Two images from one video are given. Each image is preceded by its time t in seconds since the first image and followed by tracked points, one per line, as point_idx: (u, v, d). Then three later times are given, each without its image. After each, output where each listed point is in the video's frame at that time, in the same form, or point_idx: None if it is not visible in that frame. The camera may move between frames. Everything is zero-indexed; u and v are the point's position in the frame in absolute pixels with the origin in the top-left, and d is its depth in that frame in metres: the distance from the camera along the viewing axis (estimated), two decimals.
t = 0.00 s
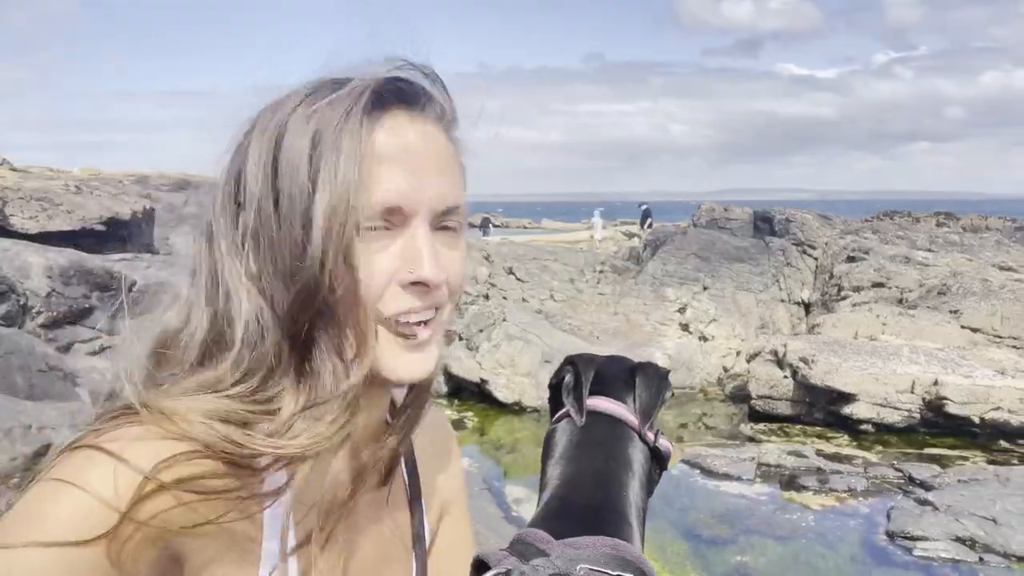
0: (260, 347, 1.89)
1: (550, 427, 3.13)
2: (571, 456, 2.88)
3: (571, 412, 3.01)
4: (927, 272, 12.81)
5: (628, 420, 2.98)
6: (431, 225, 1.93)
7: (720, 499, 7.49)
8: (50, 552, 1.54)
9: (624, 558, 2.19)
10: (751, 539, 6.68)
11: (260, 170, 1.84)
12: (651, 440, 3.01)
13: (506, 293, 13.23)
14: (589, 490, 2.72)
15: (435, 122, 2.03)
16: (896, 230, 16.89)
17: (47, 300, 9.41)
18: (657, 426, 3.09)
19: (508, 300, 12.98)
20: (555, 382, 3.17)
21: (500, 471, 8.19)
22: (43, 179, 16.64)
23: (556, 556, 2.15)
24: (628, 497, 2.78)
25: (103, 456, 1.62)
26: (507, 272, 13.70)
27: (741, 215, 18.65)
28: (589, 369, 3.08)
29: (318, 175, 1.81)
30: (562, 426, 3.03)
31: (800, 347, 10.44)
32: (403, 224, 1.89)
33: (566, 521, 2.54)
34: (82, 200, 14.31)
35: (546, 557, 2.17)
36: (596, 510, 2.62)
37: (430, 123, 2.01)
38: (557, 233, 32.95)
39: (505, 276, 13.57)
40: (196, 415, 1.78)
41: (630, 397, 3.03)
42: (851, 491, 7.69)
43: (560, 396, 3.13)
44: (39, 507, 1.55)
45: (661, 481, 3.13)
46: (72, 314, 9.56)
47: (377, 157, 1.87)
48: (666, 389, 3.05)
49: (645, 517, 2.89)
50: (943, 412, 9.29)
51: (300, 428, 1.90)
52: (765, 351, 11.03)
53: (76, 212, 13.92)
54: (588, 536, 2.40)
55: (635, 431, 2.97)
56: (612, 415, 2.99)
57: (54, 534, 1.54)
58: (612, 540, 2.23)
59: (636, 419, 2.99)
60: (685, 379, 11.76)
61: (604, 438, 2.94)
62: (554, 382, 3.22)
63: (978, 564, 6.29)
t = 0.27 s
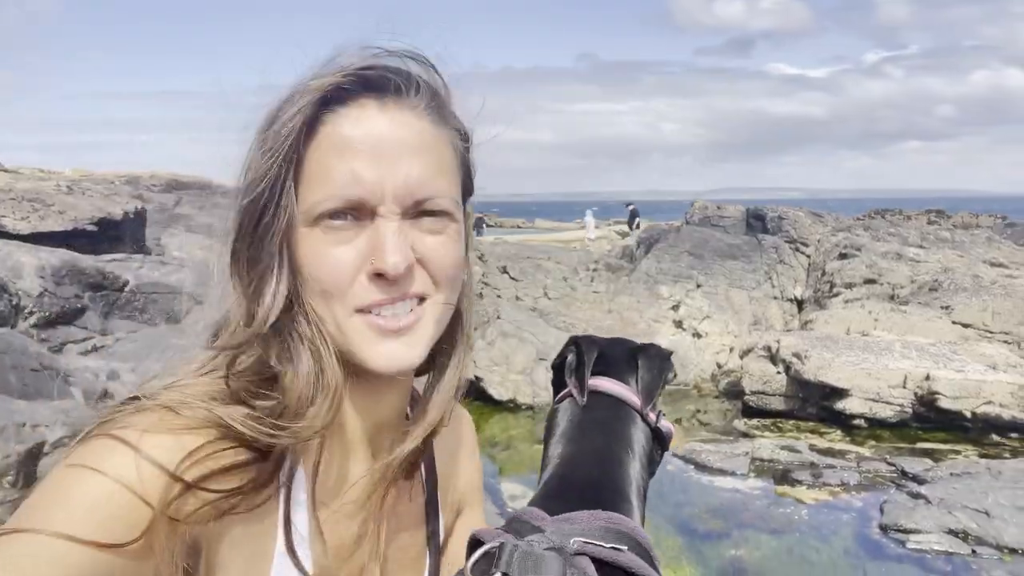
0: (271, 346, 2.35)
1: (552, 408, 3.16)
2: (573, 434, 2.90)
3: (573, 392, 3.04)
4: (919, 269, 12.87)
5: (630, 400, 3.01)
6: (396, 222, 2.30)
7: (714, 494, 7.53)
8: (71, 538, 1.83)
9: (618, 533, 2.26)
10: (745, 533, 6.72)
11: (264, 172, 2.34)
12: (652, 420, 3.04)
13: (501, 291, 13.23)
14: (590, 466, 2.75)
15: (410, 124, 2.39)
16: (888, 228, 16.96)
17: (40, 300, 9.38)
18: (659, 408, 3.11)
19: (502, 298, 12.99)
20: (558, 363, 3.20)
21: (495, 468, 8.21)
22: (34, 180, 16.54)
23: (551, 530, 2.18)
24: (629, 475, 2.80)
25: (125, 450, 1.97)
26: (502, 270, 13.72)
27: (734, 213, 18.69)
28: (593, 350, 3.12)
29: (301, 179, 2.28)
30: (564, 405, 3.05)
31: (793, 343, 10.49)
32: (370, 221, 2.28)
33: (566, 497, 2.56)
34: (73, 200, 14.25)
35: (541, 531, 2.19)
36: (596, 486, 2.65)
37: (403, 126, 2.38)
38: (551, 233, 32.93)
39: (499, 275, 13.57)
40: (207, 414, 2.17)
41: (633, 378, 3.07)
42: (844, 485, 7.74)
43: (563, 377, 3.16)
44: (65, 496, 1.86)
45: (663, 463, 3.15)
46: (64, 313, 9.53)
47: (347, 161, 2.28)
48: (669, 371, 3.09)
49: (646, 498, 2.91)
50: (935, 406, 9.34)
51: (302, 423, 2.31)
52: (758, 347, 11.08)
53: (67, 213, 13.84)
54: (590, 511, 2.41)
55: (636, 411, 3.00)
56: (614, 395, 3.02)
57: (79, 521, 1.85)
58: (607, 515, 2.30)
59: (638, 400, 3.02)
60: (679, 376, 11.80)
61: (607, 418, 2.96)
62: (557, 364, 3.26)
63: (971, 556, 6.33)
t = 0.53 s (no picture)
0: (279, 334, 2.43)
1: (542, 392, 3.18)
2: (564, 415, 2.92)
3: (562, 374, 3.07)
4: (911, 266, 12.94)
5: (618, 381, 3.04)
6: (401, 217, 2.32)
7: (708, 490, 7.56)
8: (82, 520, 1.83)
9: (608, 505, 2.30)
10: (740, 529, 6.75)
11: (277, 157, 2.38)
12: (641, 401, 3.07)
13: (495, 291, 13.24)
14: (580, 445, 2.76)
15: (419, 119, 2.39)
16: (881, 226, 17.03)
17: (34, 303, 9.28)
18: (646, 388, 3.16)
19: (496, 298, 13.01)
20: (546, 347, 3.23)
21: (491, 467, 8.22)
22: (26, 183, 16.46)
23: (543, 505, 2.21)
24: (620, 453, 2.81)
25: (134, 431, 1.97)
26: (496, 271, 13.74)
27: (727, 213, 18.75)
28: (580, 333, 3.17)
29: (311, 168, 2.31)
30: (554, 388, 3.07)
31: (787, 341, 10.53)
32: (375, 214, 2.29)
33: (557, 475, 2.57)
34: (67, 204, 14.20)
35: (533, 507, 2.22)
36: (588, 462, 2.66)
37: (413, 121, 2.38)
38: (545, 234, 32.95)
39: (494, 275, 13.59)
40: (214, 400, 2.18)
41: (621, 359, 3.11)
42: (838, 481, 7.78)
43: (552, 361, 3.18)
44: (76, 477, 1.85)
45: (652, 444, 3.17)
46: (59, 316, 9.51)
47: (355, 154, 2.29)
48: (656, 352, 3.14)
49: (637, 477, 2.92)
50: (928, 402, 9.39)
51: (309, 414, 2.35)
52: (752, 345, 11.11)
53: (61, 216, 13.77)
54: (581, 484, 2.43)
55: (625, 392, 3.04)
56: (603, 376, 3.05)
57: (90, 504, 1.85)
58: (596, 487, 2.35)
59: (626, 381, 3.06)
60: (674, 375, 11.83)
61: (596, 400, 2.99)
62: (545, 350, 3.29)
63: (963, 549, 6.37)
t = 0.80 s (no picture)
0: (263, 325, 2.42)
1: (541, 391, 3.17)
2: (563, 414, 2.92)
3: (561, 373, 3.07)
4: (910, 266, 12.94)
5: (618, 380, 3.05)
6: (400, 222, 2.31)
7: (707, 490, 7.56)
8: (65, 520, 1.77)
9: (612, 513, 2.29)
10: (739, 529, 6.75)
11: (282, 148, 2.38)
12: (640, 401, 3.08)
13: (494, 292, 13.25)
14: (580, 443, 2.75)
15: (430, 131, 2.38)
16: (880, 226, 17.04)
17: (32, 305, 9.26)
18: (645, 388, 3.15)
19: (495, 299, 13.01)
20: (545, 347, 3.23)
21: (489, 468, 8.22)
22: (25, 185, 16.45)
23: (547, 507, 2.19)
24: (619, 453, 2.81)
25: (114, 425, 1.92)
26: (495, 272, 13.74)
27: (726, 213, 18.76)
28: (579, 333, 3.17)
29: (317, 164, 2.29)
30: (553, 386, 3.07)
31: (785, 341, 10.54)
32: (377, 217, 2.28)
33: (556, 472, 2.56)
34: (65, 206, 14.19)
35: (537, 507, 2.20)
36: (587, 461, 2.65)
37: (423, 130, 2.37)
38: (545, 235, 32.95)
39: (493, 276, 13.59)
40: (192, 394, 2.14)
41: (620, 359, 3.12)
42: (836, 480, 7.78)
43: (551, 360, 3.18)
44: (54, 474, 1.80)
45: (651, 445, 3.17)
46: (57, 318, 9.46)
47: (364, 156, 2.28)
48: (654, 353, 3.16)
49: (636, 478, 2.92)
50: (927, 401, 9.39)
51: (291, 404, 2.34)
52: (751, 345, 11.11)
53: (60, 219, 13.76)
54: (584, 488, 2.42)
55: (624, 392, 3.04)
56: (602, 376, 3.06)
57: (69, 500, 1.79)
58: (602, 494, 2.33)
59: (625, 381, 3.06)
60: (673, 375, 11.83)
61: (596, 399, 2.99)
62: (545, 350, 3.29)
63: (962, 548, 6.38)
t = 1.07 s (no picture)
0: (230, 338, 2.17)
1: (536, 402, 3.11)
2: (556, 430, 2.86)
3: (556, 387, 3.00)
4: (910, 263, 12.89)
5: (614, 395, 2.96)
6: (377, 244, 2.06)
7: (706, 491, 7.51)
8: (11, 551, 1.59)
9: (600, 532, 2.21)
10: (738, 530, 6.70)
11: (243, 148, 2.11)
12: (637, 416, 3.00)
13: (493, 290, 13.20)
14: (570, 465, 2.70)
15: (413, 149, 2.11)
16: (880, 223, 16.99)
17: (29, 304, 9.24)
18: (645, 402, 3.07)
19: (495, 297, 12.97)
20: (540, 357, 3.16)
21: (488, 467, 8.17)
22: (23, 184, 16.43)
23: (531, 529, 2.14)
24: (612, 473, 2.76)
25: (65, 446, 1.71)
26: (494, 270, 13.70)
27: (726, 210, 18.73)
28: (575, 344, 3.09)
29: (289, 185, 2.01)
30: (548, 400, 3.00)
31: (785, 339, 10.48)
32: (354, 241, 2.03)
33: (544, 495, 2.52)
34: (64, 204, 14.15)
35: (521, 529, 2.16)
36: (577, 483, 2.61)
37: (405, 149, 2.10)
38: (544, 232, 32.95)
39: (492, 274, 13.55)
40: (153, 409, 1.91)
41: (617, 371, 3.03)
42: (837, 481, 7.73)
43: (546, 372, 3.11)
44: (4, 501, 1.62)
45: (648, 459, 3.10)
46: (53, 317, 9.43)
47: (342, 179, 2.01)
48: (653, 366, 3.05)
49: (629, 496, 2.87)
50: (927, 400, 9.35)
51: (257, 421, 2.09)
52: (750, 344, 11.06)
53: (58, 217, 13.73)
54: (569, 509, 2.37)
55: (621, 407, 2.96)
56: (598, 390, 2.97)
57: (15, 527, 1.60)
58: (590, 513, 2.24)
59: (622, 395, 2.97)
60: (673, 373, 11.79)
61: (591, 415, 2.91)
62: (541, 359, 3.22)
63: (963, 549, 6.33)
